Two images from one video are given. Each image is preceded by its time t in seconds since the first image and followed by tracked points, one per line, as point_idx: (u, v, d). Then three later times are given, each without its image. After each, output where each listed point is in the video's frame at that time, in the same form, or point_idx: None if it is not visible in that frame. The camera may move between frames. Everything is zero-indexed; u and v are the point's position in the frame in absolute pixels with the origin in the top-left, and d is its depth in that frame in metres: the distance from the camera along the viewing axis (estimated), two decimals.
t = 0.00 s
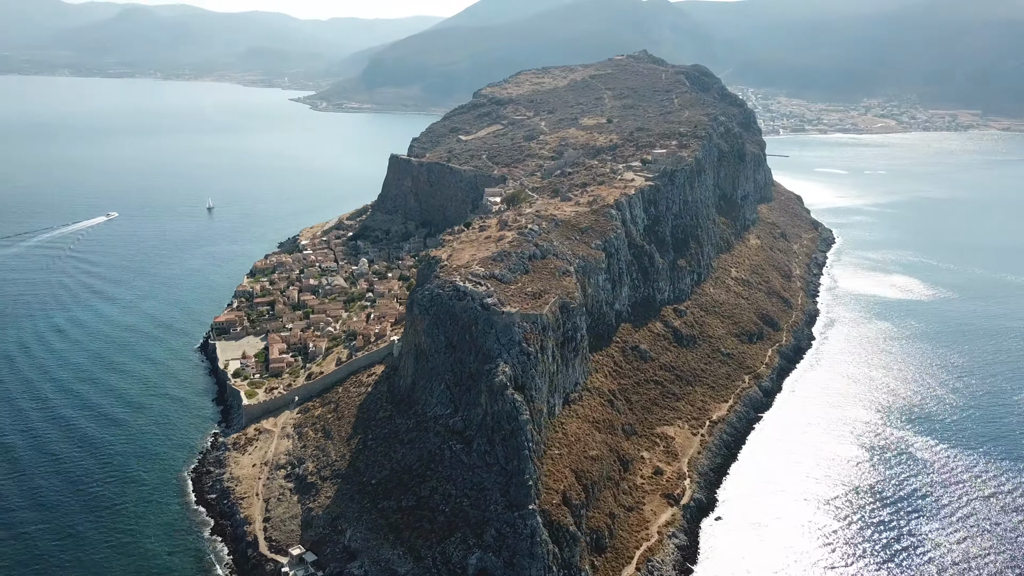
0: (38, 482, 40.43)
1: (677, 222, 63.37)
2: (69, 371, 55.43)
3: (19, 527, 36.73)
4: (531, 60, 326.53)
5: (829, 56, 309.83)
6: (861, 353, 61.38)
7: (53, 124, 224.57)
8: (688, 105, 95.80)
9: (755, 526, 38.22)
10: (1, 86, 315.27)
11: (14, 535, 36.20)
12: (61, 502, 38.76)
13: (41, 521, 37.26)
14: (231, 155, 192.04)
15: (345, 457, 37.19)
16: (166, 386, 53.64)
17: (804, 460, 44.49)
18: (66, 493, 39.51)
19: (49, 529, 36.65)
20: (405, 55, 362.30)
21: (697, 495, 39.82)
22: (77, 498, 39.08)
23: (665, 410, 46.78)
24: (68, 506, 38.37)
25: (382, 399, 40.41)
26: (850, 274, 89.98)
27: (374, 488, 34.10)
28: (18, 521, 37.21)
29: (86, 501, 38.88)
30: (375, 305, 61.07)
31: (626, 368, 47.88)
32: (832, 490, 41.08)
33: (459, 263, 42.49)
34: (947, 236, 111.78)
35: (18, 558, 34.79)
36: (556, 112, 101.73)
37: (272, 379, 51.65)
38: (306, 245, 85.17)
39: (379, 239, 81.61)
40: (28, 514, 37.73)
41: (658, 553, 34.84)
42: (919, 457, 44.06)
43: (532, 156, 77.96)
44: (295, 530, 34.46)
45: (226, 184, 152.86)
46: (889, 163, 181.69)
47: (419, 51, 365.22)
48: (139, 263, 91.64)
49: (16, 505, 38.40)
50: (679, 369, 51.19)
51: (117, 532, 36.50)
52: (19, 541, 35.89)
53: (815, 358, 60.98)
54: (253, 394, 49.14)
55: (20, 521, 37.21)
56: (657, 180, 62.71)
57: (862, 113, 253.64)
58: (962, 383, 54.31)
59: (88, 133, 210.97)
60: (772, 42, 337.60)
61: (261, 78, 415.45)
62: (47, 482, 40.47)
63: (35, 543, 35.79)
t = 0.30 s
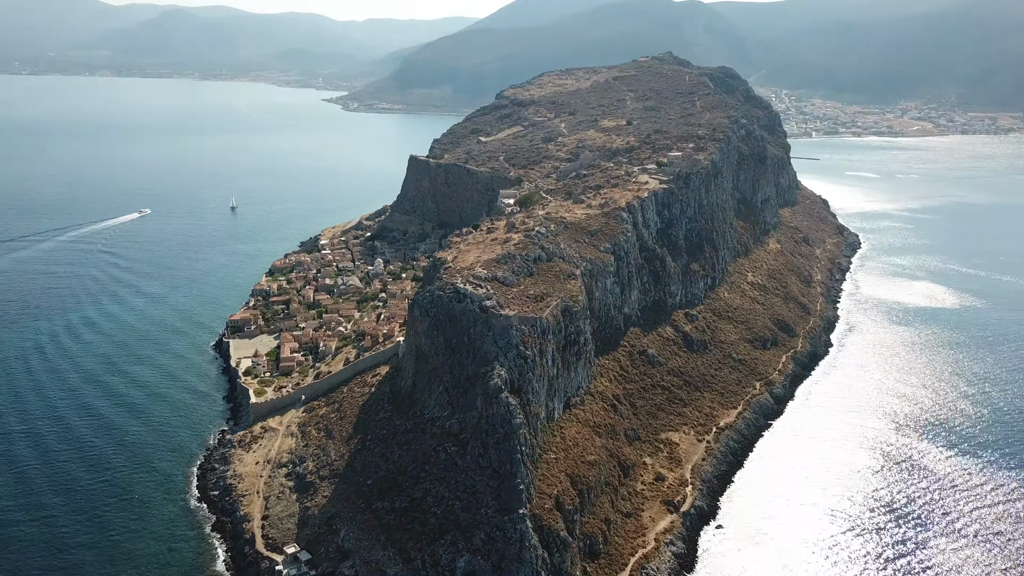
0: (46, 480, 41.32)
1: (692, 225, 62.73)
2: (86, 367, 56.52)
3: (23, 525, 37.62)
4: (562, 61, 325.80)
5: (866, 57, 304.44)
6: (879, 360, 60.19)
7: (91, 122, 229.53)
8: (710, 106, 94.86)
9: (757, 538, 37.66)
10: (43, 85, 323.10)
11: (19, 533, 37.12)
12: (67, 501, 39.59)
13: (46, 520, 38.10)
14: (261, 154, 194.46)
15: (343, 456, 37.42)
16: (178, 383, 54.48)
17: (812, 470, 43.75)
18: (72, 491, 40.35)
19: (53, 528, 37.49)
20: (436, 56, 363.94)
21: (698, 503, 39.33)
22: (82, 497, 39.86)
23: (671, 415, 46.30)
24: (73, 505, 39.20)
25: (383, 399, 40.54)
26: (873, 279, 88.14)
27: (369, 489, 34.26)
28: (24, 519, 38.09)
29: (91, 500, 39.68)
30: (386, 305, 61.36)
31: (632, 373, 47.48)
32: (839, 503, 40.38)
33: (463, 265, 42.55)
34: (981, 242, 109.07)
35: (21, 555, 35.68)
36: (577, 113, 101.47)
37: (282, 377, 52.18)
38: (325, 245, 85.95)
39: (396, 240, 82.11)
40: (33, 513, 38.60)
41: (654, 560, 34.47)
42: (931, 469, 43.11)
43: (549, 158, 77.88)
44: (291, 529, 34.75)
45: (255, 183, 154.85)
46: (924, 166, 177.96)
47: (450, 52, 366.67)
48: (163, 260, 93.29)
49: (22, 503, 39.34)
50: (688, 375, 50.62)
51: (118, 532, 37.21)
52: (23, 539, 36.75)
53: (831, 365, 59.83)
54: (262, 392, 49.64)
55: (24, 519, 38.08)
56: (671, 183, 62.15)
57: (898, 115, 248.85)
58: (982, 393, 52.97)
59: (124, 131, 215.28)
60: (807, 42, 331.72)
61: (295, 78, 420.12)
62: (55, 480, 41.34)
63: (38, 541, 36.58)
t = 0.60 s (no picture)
0: (53, 469, 41.96)
1: (705, 229, 62.10)
2: (102, 361, 57.46)
3: (27, 513, 38.18)
4: (592, 61, 324.45)
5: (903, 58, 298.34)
6: (896, 368, 58.91)
7: (127, 122, 234.25)
8: (732, 108, 93.84)
9: (757, 549, 37.11)
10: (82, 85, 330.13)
11: (22, 520, 37.71)
12: (71, 490, 40.12)
13: (49, 508, 38.67)
14: (289, 154, 196.47)
15: (341, 457, 37.69)
16: (190, 378, 55.09)
17: (818, 481, 42.99)
18: (78, 481, 40.93)
19: (56, 517, 38.02)
20: (466, 57, 364.84)
21: (698, 511, 38.91)
22: (87, 487, 40.40)
23: (675, 421, 45.84)
24: (77, 495, 39.72)
25: (384, 399, 40.70)
26: (896, 284, 85.97)
27: (364, 489, 34.45)
28: (28, 507, 38.70)
29: (94, 490, 40.15)
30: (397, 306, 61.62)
31: (638, 377, 47.18)
32: (844, 515, 39.57)
33: (466, 267, 42.64)
34: (1013, 248, 106.20)
35: (21, 541, 36.22)
36: (598, 115, 100.98)
37: (291, 375, 52.61)
38: (343, 245, 86.70)
39: (412, 241, 82.55)
40: (37, 501, 39.21)
41: (648, 568, 34.18)
42: (941, 482, 42.11)
43: (565, 160, 77.74)
44: (287, 528, 35.05)
45: (281, 183, 156.59)
46: (959, 171, 174.05)
47: (481, 54, 367.32)
48: (186, 257, 94.71)
49: (28, 492, 39.99)
50: (695, 380, 50.05)
51: (118, 522, 37.58)
52: (25, 525, 37.32)
53: (846, 372, 58.69)
54: (270, 390, 50.13)
55: (29, 507, 38.70)
56: (685, 187, 61.64)
57: (934, 118, 243.68)
58: (1001, 402, 51.60)
59: (159, 130, 219.12)
60: (841, 42, 325.62)
61: (328, 79, 423.84)
62: (61, 470, 41.96)
63: (43, 528, 37.18)
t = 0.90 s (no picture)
0: (60, 461, 42.75)
1: (718, 233, 61.43)
2: (117, 356, 58.46)
3: (30, 503, 38.96)
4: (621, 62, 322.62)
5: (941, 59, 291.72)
6: (914, 374, 57.60)
7: (161, 121, 238.53)
8: (753, 111, 92.82)
9: (755, 558, 36.52)
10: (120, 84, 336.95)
11: (25, 510, 38.45)
12: (76, 482, 40.87)
13: (52, 499, 39.40)
14: (317, 154, 198.07)
15: (339, 456, 38.03)
16: (201, 376, 55.77)
17: (824, 488, 42.23)
18: (85, 474, 41.63)
19: (59, 507, 38.77)
20: (496, 58, 365.30)
21: (698, 518, 38.42)
22: (91, 480, 41.10)
23: (679, 427, 45.35)
24: (81, 487, 40.40)
25: (385, 400, 40.82)
26: (919, 286, 83.63)
27: (359, 489, 34.75)
28: (31, 497, 39.48)
29: (98, 483, 40.82)
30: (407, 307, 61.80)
31: (643, 382, 46.81)
32: (849, 524, 38.78)
33: (469, 269, 42.67)
34: None
35: (22, 529, 36.94)
36: (618, 117, 100.29)
37: (299, 375, 53.04)
38: (360, 245, 87.34)
39: (428, 242, 82.87)
40: (42, 491, 40.01)
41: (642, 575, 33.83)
42: (951, 494, 41.08)
43: (581, 162, 77.53)
44: (282, 526, 35.50)
45: (308, 182, 158.11)
46: (995, 174, 169.78)
47: (510, 55, 367.54)
48: (208, 254, 96.03)
49: (34, 482, 40.79)
50: (702, 386, 49.46)
51: (118, 515, 38.15)
52: (27, 515, 38.05)
53: (861, 379, 57.39)
54: (277, 388, 50.60)
55: (33, 497, 39.43)
56: (698, 190, 61.02)
57: (972, 120, 238.06)
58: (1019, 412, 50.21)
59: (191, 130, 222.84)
60: (877, 42, 318.87)
61: (359, 79, 426.91)
62: (68, 462, 42.71)
63: (48, 518, 37.88)
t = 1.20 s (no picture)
0: (63, 458, 43.52)
1: (728, 235, 60.94)
2: (126, 352, 59.24)
3: (33, 500, 39.74)
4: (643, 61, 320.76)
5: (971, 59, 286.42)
6: (926, 378, 56.64)
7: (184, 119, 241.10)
8: (769, 112, 91.96)
9: (752, 564, 36.30)
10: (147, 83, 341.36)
11: (26, 507, 39.21)
12: (79, 480, 41.59)
13: (53, 496, 40.15)
14: (336, 153, 198.89)
15: (338, 456, 38.88)
16: (208, 374, 56.35)
17: (826, 493, 41.87)
18: (92, 470, 42.47)
19: (63, 503, 39.60)
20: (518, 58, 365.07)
21: (697, 521, 38.32)
22: (94, 478, 41.80)
23: (682, 430, 45.06)
24: (83, 485, 41.11)
25: (385, 399, 41.03)
26: (937, 290, 82.13)
27: (356, 488, 35.69)
28: (34, 494, 40.26)
29: (100, 481, 41.51)
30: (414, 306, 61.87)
31: (647, 384, 46.67)
32: (848, 531, 38.41)
33: (471, 270, 42.76)
34: None
35: (24, 527, 37.72)
36: (632, 117, 99.75)
37: (305, 373, 53.40)
38: (373, 244, 87.72)
39: (439, 241, 83.03)
40: (44, 488, 40.78)
41: None
42: (956, 503, 40.42)
43: (592, 163, 77.36)
44: (280, 524, 36.51)
45: (327, 181, 159.03)
46: None
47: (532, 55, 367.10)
48: (224, 251, 97.01)
49: (36, 479, 41.55)
50: (707, 389, 49.11)
51: (117, 514, 38.81)
52: (29, 512, 38.83)
53: (872, 384, 56.41)
54: (282, 387, 50.99)
55: (35, 495, 40.21)
56: (708, 192, 60.52)
57: (1000, 121, 233.53)
58: None
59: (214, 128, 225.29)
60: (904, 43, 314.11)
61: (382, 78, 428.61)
62: (71, 459, 43.44)
63: (54, 514, 38.74)
